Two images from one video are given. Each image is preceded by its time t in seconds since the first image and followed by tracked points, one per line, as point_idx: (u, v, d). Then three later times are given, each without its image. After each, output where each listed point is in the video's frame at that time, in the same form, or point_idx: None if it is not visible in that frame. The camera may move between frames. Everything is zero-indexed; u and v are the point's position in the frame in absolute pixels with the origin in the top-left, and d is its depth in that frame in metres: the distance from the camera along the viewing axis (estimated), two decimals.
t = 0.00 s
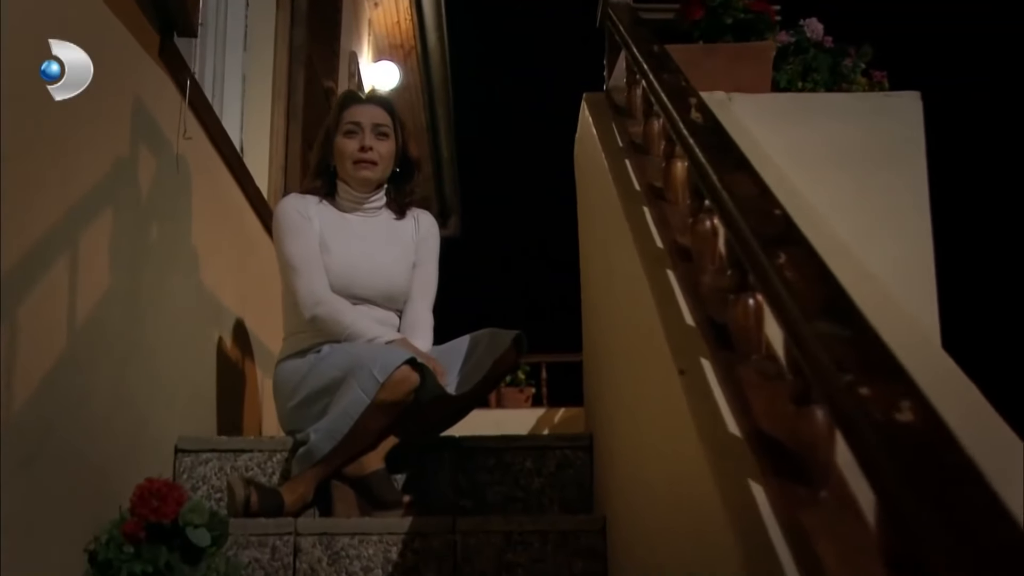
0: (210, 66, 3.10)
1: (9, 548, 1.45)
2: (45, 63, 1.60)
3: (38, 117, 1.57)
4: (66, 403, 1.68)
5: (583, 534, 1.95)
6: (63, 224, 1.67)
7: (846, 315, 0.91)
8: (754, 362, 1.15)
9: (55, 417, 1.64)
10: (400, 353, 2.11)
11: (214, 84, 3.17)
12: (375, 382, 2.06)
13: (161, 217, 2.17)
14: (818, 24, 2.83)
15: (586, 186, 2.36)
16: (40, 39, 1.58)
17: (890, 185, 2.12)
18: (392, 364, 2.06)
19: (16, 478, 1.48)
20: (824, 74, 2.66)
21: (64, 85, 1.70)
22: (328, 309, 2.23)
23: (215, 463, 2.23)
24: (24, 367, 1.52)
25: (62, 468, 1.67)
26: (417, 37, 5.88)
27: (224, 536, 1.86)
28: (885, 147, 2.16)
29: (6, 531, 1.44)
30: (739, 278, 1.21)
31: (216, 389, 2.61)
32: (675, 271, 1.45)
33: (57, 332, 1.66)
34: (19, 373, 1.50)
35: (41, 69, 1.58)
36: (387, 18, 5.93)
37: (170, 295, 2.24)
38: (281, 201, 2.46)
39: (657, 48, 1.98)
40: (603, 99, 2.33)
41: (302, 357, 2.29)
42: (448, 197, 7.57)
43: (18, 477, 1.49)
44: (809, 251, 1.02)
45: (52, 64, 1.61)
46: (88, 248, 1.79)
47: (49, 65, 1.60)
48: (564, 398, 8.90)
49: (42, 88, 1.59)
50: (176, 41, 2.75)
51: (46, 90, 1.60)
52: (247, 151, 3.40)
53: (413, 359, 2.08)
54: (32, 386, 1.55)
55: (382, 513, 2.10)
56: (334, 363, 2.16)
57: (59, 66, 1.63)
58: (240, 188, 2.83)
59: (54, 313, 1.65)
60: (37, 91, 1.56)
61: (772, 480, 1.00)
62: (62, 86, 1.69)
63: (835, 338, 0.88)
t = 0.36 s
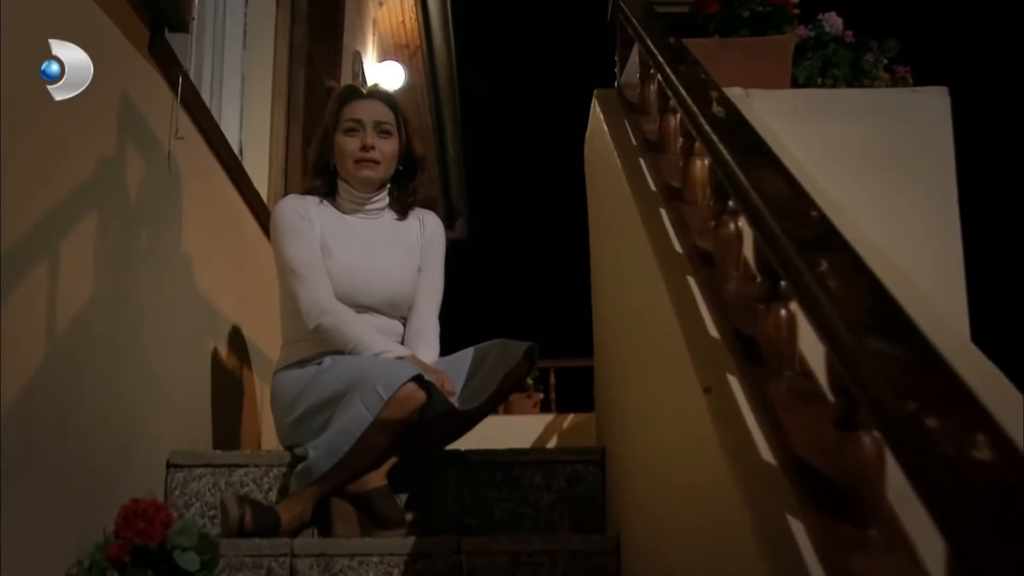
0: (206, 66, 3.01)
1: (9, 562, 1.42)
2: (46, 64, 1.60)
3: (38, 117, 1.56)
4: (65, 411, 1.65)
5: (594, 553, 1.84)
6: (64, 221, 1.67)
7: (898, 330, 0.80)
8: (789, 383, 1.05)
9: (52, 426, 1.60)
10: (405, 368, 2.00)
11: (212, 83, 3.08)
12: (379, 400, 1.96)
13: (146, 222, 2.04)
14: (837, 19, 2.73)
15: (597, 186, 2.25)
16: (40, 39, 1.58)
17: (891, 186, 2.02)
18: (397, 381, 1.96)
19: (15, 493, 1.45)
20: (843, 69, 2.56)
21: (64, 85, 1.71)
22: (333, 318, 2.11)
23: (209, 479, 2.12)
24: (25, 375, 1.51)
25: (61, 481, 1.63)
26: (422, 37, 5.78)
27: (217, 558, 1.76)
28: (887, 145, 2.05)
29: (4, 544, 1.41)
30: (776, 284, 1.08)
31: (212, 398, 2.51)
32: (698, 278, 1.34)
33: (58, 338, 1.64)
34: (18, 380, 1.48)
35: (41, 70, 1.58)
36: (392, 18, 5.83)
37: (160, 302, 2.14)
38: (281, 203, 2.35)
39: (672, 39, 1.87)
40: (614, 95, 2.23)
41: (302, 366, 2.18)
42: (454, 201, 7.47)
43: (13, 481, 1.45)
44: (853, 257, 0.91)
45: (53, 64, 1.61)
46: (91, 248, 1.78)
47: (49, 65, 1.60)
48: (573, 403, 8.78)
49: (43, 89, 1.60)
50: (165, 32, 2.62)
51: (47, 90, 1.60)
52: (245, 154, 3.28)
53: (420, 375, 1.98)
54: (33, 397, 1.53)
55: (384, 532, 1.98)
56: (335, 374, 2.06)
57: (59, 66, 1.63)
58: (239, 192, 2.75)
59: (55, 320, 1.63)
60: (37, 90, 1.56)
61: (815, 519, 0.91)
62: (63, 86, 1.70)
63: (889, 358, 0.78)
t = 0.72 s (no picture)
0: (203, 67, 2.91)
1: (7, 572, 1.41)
2: (45, 63, 1.57)
3: (38, 115, 1.54)
4: (63, 419, 1.62)
5: None
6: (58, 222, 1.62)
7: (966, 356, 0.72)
8: (829, 409, 0.96)
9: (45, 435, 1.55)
10: (408, 383, 1.90)
11: (210, 85, 2.98)
12: (379, 417, 1.85)
13: (136, 235, 1.95)
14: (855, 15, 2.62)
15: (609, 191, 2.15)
16: (40, 38, 1.55)
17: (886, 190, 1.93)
18: (398, 398, 1.86)
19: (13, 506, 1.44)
20: (865, 68, 2.46)
21: (65, 85, 1.67)
22: (333, 330, 2.01)
23: (202, 499, 2.02)
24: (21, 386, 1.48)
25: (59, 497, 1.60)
26: (427, 39, 5.68)
27: None
28: (886, 146, 1.95)
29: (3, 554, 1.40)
30: (816, 298, 0.97)
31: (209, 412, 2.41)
32: (725, 294, 1.24)
33: (56, 347, 1.61)
34: (15, 389, 1.46)
35: (40, 69, 1.55)
36: (396, 19, 5.72)
37: (152, 315, 2.05)
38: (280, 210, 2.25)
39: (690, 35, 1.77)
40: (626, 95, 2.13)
41: (301, 379, 2.07)
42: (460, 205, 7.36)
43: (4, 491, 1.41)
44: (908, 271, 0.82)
45: (53, 64, 1.58)
46: (89, 253, 1.74)
47: (49, 65, 1.57)
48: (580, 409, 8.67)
49: (43, 88, 1.57)
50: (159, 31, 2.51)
51: (46, 90, 1.57)
52: (243, 158, 3.19)
53: (423, 391, 1.87)
54: (31, 410, 1.51)
55: (385, 558, 1.87)
56: (335, 388, 1.95)
57: (58, 66, 1.60)
58: (236, 199, 2.66)
59: (54, 328, 1.61)
60: (37, 90, 1.53)
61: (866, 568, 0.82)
62: (64, 85, 1.67)
63: (958, 395, 0.69)
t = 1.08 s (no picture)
0: (205, 68, 2.80)
1: (6, 573, 1.33)
2: (45, 63, 1.49)
3: (37, 119, 1.46)
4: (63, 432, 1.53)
5: None
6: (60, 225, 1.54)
7: None
8: (894, 453, 0.87)
9: (47, 449, 1.48)
10: (417, 402, 1.80)
11: (212, 88, 2.88)
12: (389, 437, 1.74)
13: (133, 243, 1.85)
14: (886, 14, 2.50)
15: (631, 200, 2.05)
16: (39, 37, 1.47)
17: (903, 192, 1.87)
18: (408, 418, 1.75)
19: (14, 512, 1.36)
20: (895, 69, 2.35)
21: (64, 85, 1.60)
22: (340, 353, 1.91)
23: (202, 525, 1.92)
24: (25, 403, 1.41)
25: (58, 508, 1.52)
26: (436, 40, 5.57)
27: None
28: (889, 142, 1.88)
29: (2, 556, 1.32)
30: (880, 328, 0.90)
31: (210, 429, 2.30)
32: (763, 312, 1.14)
33: (57, 360, 1.53)
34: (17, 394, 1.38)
35: (40, 69, 1.47)
36: (404, 20, 5.61)
37: (149, 328, 1.94)
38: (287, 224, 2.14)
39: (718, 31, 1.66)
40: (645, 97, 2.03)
41: (306, 399, 1.96)
42: (470, 208, 7.24)
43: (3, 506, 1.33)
44: (1000, 306, 0.75)
45: (53, 64, 1.50)
46: (86, 260, 1.65)
47: (49, 65, 1.50)
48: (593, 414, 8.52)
49: (42, 89, 1.48)
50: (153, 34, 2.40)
51: (46, 91, 1.49)
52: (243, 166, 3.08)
53: (434, 410, 1.76)
54: (32, 419, 1.43)
55: None
56: (340, 408, 1.84)
57: (58, 65, 1.52)
58: (239, 208, 2.57)
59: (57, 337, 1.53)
60: (37, 91, 1.46)
61: None
62: (62, 86, 1.59)
63: None
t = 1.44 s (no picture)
0: (202, 70, 2.72)
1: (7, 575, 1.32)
2: (45, 63, 1.49)
3: (37, 118, 1.46)
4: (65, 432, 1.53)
5: None
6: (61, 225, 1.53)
7: None
8: (962, 503, 0.82)
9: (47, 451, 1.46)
10: (419, 420, 1.68)
11: (210, 93, 2.79)
12: (389, 457, 1.64)
13: (127, 252, 1.78)
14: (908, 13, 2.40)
15: (648, 209, 1.94)
16: (40, 36, 1.47)
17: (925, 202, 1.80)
18: (410, 436, 1.64)
19: (14, 514, 1.35)
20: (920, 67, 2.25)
21: (67, 87, 1.59)
22: (338, 370, 1.81)
23: (194, 551, 1.83)
24: (24, 407, 1.40)
25: (58, 512, 1.50)
26: (440, 41, 5.49)
27: None
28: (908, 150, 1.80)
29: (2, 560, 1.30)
30: (945, 362, 0.83)
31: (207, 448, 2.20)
32: (803, 339, 1.04)
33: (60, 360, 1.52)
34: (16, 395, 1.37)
35: (40, 69, 1.47)
36: (408, 20, 5.52)
37: (140, 344, 1.85)
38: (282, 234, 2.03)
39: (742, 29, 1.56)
40: (660, 100, 1.95)
41: (304, 418, 1.86)
42: (475, 212, 7.15)
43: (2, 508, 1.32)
44: None
45: (53, 64, 1.50)
46: (91, 261, 1.64)
47: (49, 65, 1.49)
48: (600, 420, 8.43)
49: (43, 90, 1.48)
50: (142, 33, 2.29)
51: (47, 91, 1.49)
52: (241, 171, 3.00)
53: (438, 428, 1.66)
54: (32, 419, 1.42)
55: None
56: (337, 429, 1.73)
57: (59, 66, 1.52)
58: (237, 217, 2.48)
59: (60, 337, 1.52)
60: (37, 91, 1.45)
61: None
62: (66, 86, 1.58)
63: None
